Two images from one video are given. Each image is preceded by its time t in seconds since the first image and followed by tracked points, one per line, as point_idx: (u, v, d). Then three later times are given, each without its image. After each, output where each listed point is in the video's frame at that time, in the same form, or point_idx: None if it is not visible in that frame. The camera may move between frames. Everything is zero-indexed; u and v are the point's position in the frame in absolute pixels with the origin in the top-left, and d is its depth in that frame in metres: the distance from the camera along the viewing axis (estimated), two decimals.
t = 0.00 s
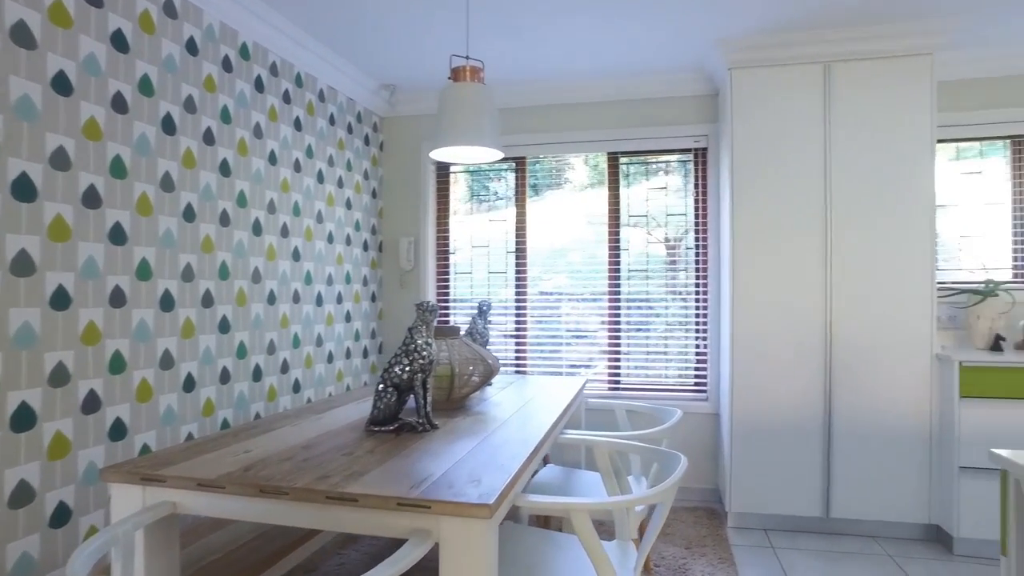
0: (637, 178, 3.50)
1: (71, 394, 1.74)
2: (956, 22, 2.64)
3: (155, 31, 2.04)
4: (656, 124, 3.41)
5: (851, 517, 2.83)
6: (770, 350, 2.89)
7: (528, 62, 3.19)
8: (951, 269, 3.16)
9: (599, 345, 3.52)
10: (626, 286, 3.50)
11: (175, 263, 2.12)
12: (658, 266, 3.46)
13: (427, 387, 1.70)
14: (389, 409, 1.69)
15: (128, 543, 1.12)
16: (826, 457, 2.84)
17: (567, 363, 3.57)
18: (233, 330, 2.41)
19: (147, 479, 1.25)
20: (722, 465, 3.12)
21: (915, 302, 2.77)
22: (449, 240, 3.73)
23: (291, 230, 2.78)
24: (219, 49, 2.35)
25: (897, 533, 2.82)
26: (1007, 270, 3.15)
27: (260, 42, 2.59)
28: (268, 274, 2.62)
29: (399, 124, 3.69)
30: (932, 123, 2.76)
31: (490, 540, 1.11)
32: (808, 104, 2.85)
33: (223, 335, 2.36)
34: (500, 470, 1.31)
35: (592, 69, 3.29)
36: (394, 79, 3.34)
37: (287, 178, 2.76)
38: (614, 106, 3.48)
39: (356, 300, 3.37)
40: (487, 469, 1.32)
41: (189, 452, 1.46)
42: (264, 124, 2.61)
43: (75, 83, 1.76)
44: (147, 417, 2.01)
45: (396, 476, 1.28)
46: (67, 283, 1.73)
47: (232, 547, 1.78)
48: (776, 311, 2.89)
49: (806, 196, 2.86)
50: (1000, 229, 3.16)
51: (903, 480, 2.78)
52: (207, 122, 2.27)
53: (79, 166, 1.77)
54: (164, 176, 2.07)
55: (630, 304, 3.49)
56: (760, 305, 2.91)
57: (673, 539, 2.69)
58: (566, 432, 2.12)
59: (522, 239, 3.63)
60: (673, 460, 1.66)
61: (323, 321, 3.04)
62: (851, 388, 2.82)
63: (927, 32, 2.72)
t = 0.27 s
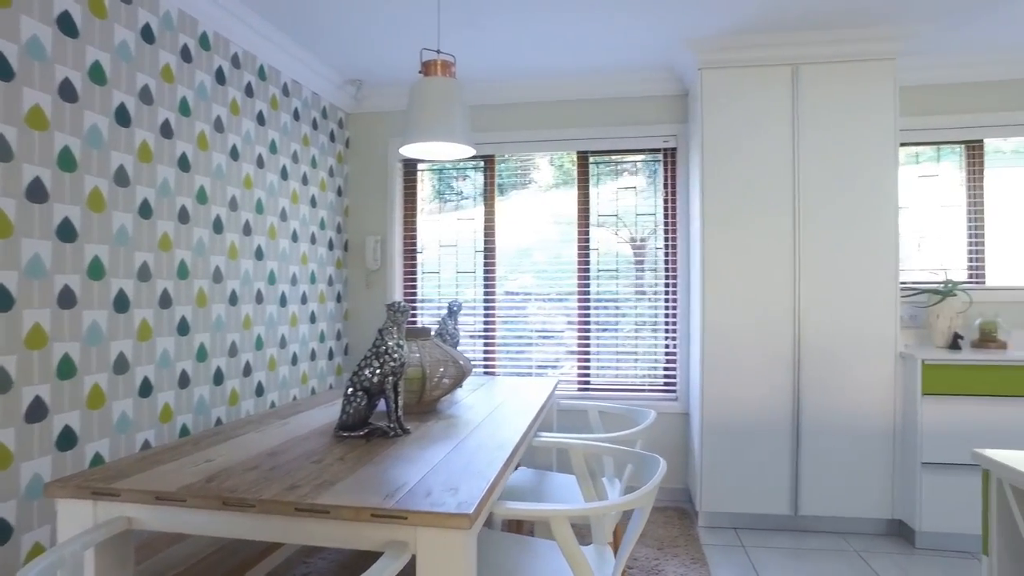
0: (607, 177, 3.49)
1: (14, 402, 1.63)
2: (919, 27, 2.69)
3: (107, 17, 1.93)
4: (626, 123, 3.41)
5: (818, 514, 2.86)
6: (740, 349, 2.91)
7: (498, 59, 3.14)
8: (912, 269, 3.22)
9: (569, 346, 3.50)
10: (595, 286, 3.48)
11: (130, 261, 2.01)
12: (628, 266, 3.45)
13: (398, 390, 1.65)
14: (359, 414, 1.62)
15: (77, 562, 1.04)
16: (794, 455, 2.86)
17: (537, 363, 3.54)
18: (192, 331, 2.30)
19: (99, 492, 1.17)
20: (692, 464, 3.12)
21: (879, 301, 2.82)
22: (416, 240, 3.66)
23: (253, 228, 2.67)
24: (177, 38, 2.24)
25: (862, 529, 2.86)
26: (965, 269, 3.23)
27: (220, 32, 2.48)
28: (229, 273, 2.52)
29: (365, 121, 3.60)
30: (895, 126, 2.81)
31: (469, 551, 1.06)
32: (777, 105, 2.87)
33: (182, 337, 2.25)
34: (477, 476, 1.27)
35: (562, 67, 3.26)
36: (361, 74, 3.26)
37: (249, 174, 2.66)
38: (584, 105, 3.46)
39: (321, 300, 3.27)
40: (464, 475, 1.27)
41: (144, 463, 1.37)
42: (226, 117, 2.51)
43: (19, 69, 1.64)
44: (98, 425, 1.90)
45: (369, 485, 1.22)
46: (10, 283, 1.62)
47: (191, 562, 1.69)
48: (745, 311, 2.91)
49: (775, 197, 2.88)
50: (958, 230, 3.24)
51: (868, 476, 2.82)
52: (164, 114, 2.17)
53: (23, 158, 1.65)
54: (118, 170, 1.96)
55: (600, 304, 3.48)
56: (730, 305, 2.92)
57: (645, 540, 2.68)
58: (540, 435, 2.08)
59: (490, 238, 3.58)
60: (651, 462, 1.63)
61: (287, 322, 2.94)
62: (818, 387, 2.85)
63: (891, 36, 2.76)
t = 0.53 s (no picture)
0: (579, 176, 3.47)
1: None
2: (886, 31, 2.73)
3: None
4: (598, 122, 3.39)
5: (790, 511, 2.89)
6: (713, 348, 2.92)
7: (470, 56, 3.10)
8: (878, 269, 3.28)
9: (541, 346, 3.47)
10: (567, 285, 3.46)
11: (86, 259, 1.91)
12: (601, 266, 3.44)
13: (373, 392, 1.59)
14: (332, 417, 1.56)
15: None
16: (766, 453, 2.89)
17: (510, 364, 3.50)
18: (153, 332, 2.20)
19: (53, 506, 1.09)
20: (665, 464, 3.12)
21: (846, 301, 2.87)
22: (386, 238, 3.58)
23: (217, 225, 2.58)
24: (136, 25, 2.14)
25: (832, 525, 2.90)
26: (928, 269, 3.30)
27: (183, 20, 2.38)
28: (192, 271, 2.42)
29: (334, 116, 3.51)
30: (862, 128, 2.86)
31: (454, 560, 1.02)
32: (748, 106, 2.89)
33: (142, 339, 2.15)
34: (459, 481, 1.23)
35: (535, 65, 3.22)
36: (329, 68, 3.18)
37: (214, 168, 2.56)
38: (556, 103, 3.43)
39: (288, 300, 3.18)
40: (445, 480, 1.23)
41: (102, 473, 1.29)
42: (189, 109, 2.41)
43: None
44: (51, 432, 1.79)
45: (346, 492, 1.16)
46: None
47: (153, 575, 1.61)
48: (717, 310, 2.92)
49: (747, 197, 2.91)
50: (921, 230, 3.31)
51: (837, 473, 2.86)
52: (123, 104, 2.07)
53: None
54: (73, 162, 1.86)
55: (573, 303, 3.46)
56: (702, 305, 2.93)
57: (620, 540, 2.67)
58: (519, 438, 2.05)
59: (462, 237, 3.53)
60: (631, 463, 1.61)
61: (253, 322, 2.84)
62: (789, 385, 2.88)
63: (859, 39, 2.81)
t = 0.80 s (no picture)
0: (545, 174, 3.45)
1: None
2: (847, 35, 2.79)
3: None
4: (564, 120, 3.37)
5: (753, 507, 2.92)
6: (679, 346, 2.93)
7: (436, 51, 3.04)
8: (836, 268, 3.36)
9: (506, 345, 3.43)
10: (532, 284, 3.43)
11: (27, 255, 1.78)
12: (566, 265, 3.42)
13: (342, 394, 1.52)
14: (297, 421, 1.49)
15: None
16: (730, 450, 2.92)
17: (474, 364, 3.45)
18: (102, 333, 2.08)
19: None
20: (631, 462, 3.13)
21: (806, 299, 2.93)
22: (347, 235, 3.48)
23: (171, 221, 2.46)
24: (83, 7, 2.01)
25: (793, 519, 2.95)
26: (882, 269, 3.39)
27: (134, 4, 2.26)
28: (145, 269, 2.29)
29: (293, 109, 3.40)
30: (821, 130, 2.93)
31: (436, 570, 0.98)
32: (713, 107, 2.92)
33: (90, 340, 2.03)
34: (438, 487, 1.18)
35: (502, 61, 3.18)
36: (289, 59, 3.07)
37: (167, 162, 2.44)
38: (522, 101, 3.40)
39: (245, 299, 3.06)
40: (422, 485, 1.18)
41: (50, 486, 1.20)
42: (140, 98, 2.28)
43: None
44: None
45: (319, 501, 1.11)
46: None
47: None
48: (683, 309, 2.94)
49: (711, 197, 2.93)
50: (876, 231, 3.40)
51: (798, 468, 2.92)
52: (68, 91, 1.94)
53: None
54: (12, 151, 1.73)
55: (538, 303, 3.43)
56: (668, 303, 2.94)
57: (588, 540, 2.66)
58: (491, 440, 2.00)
59: (425, 236, 3.46)
60: (605, 461, 1.59)
61: (209, 323, 2.72)
62: (753, 383, 2.92)
63: (818, 43, 2.87)
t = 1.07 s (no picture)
0: (503, 174, 3.42)
1: None
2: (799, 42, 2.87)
3: None
4: (523, 120, 3.36)
5: (709, 503, 2.98)
6: (637, 347, 2.96)
7: (394, 48, 2.98)
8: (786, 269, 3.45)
9: (464, 346, 3.39)
10: (490, 284, 3.41)
11: None
12: (524, 265, 3.41)
13: (304, 400, 1.47)
14: (257, 430, 1.42)
15: None
16: (687, 448, 2.97)
17: (432, 365, 3.40)
18: (38, 337, 1.95)
19: None
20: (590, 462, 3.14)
21: (759, 300, 3.00)
22: (301, 234, 3.37)
23: (115, 218, 2.33)
24: None
25: (748, 514, 3.01)
26: (829, 270, 3.51)
27: None
28: (85, 269, 2.17)
29: (243, 104, 3.28)
30: (773, 135, 3.01)
31: None
32: (670, 110, 2.96)
33: (24, 345, 1.90)
34: (411, 494, 1.15)
35: (461, 59, 3.14)
36: (240, 51, 2.96)
37: (110, 156, 2.31)
38: (481, 100, 3.37)
39: (194, 301, 2.94)
40: (394, 493, 1.15)
41: None
42: (81, 88, 2.16)
43: None
44: None
45: (287, 512, 1.06)
46: None
47: None
48: (641, 309, 2.97)
49: (669, 199, 2.97)
50: (824, 234, 3.51)
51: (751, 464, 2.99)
52: None
53: None
54: None
55: (496, 304, 3.41)
56: (627, 304, 2.96)
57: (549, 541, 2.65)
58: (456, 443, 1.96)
59: (381, 237, 3.39)
60: (577, 465, 1.58)
61: (155, 325, 2.60)
62: (709, 382, 2.98)
63: (771, 49, 2.95)
